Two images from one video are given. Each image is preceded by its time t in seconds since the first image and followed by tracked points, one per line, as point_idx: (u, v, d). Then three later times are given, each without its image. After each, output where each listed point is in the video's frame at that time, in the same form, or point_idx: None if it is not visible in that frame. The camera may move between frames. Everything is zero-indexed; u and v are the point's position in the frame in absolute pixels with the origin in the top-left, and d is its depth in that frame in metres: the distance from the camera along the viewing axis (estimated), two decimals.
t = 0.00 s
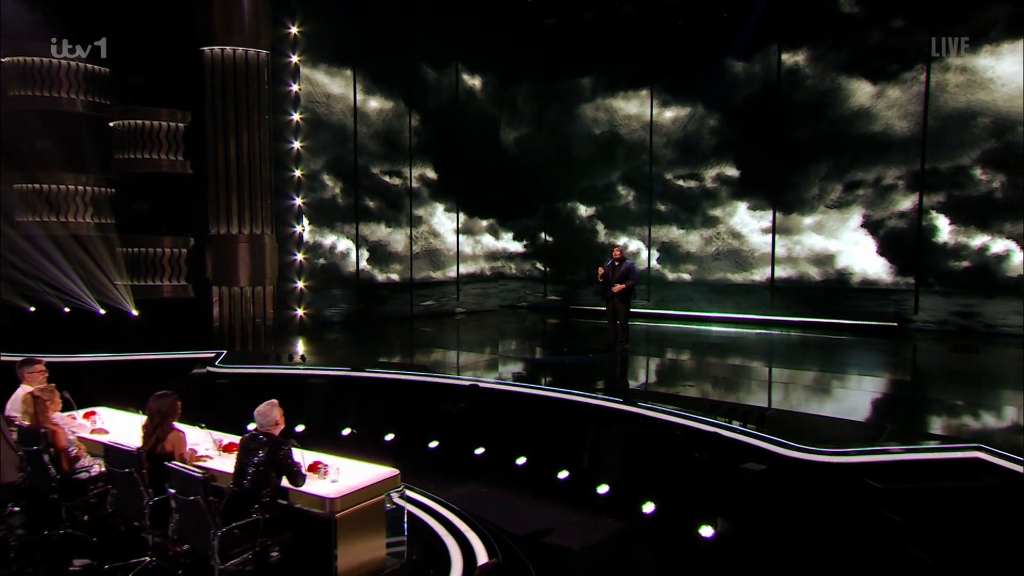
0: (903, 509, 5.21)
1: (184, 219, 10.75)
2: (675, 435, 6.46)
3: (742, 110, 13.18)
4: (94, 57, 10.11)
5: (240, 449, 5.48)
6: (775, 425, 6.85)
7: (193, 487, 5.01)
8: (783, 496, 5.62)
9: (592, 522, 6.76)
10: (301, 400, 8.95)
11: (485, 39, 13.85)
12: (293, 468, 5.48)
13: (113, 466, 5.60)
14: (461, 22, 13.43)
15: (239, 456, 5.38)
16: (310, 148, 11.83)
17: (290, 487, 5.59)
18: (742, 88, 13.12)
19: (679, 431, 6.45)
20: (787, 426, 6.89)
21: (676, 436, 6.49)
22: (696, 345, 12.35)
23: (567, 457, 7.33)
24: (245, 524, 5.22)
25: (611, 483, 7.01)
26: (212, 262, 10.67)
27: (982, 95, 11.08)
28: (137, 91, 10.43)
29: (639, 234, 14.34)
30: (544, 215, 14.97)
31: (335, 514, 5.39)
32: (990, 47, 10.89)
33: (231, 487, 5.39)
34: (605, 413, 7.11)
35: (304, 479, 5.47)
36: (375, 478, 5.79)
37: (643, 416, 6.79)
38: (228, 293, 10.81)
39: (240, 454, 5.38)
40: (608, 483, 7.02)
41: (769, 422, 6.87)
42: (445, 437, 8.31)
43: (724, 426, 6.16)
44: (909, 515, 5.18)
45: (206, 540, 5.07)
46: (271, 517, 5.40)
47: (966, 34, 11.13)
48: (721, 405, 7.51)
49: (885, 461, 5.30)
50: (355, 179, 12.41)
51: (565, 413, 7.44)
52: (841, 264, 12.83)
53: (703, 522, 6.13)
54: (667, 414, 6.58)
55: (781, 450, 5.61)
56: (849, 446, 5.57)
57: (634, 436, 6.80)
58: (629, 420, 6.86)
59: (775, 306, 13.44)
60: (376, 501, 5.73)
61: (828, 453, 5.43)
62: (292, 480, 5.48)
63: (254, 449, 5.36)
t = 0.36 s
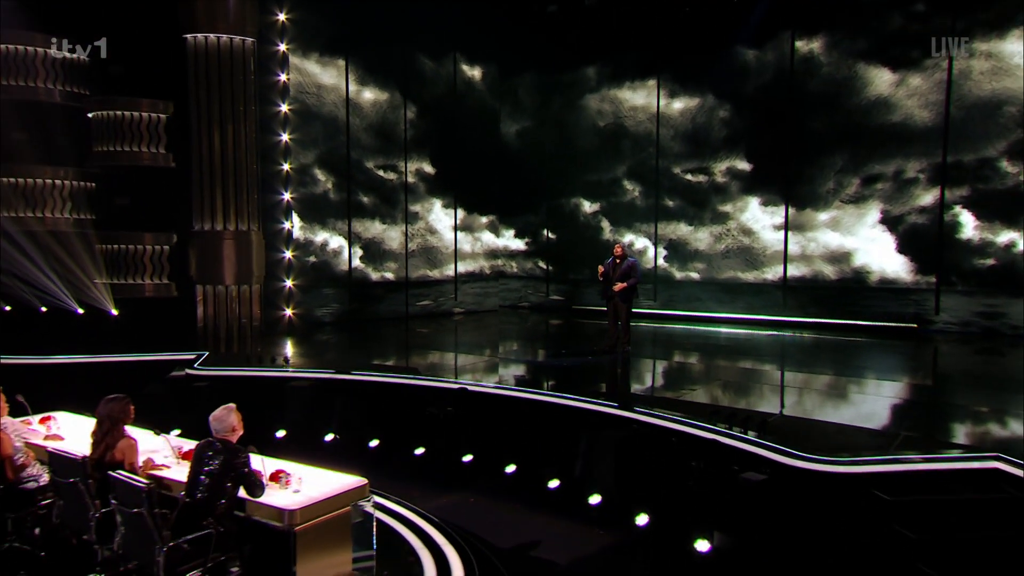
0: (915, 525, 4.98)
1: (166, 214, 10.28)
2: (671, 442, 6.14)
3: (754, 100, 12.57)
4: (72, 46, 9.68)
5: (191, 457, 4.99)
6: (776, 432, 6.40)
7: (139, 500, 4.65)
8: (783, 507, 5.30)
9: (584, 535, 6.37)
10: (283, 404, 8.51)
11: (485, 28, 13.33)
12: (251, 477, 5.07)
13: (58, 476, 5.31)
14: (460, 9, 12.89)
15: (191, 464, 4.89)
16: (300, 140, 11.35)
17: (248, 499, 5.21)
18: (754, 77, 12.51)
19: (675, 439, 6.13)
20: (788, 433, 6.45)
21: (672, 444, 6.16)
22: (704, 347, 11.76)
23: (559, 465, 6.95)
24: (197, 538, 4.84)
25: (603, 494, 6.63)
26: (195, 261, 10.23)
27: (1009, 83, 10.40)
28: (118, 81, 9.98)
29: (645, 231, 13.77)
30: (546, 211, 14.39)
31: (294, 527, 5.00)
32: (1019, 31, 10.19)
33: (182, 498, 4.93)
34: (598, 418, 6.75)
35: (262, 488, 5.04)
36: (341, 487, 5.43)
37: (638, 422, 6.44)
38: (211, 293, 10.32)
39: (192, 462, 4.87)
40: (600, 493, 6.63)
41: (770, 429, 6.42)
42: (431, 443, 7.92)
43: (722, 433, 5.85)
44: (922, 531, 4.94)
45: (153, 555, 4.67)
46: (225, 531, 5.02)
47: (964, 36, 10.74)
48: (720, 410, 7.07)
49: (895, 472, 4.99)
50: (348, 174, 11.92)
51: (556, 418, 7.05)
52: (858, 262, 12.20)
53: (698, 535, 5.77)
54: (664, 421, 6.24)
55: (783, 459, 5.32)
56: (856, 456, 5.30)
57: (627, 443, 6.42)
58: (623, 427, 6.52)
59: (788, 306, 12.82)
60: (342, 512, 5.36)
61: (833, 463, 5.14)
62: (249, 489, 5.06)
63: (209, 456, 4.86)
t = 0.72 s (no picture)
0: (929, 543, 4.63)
1: (148, 209, 9.83)
2: (666, 450, 5.89)
3: (769, 90, 11.95)
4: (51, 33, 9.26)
5: (141, 466, 4.67)
6: (779, 442, 5.96)
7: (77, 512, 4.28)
8: (787, 520, 5.04)
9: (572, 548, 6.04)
10: (263, 409, 8.08)
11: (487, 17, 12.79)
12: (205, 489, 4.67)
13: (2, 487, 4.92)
14: None
15: (140, 474, 4.53)
16: (290, 132, 10.82)
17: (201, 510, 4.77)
18: (769, 66, 11.89)
19: (671, 446, 5.89)
20: (792, 443, 6.01)
21: (668, 452, 5.91)
22: (715, 350, 11.15)
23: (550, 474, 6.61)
24: (141, 554, 4.46)
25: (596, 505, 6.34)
26: (179, 257, 9.71)
27: None
28: (98, 70, 9.53)
29: (653, 227, 13.16)
30: (550, 207, 13.80)
31: (249, 542, 4.59)
32: None
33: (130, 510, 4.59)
34: (593, 425, 6.53)
35: (218, 502, 4.68)
36: (305, 497, 5.02)
37: (635, 430, 6.24)
38: (195, 291, 9.82)
39: (141, 471, 4.54)
40: (593, 504, 6.34)
41: (772, 440, 5.99)
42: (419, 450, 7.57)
43: (720, 441, 5.63)
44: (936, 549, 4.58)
45: (93, 568, 4.47)
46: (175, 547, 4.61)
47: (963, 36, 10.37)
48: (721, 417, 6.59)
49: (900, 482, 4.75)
50: (342, 168, 11.40)
51: (550, 425, 6.80)
52: (880, 260, 11.51)
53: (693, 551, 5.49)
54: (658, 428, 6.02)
55: (784, 468, 5.10)
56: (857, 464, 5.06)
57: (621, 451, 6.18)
58: (620, 434, 6.30)
59: (803, 307, 12.17)
60: (303, 525, 4.93)
61: (836, 471, 4.94)
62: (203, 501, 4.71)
63: (159, 466, 4.52)
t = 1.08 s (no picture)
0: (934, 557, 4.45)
1: (128, 205, 9.35)
2: (663, 460, 5.59)
3: (784, 78, 11.34)
4: (27, 21, 8.81)
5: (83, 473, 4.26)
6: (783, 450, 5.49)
7: (1, 528, 3.68)
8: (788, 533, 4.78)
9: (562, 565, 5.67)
10: (241, 415, 7.65)
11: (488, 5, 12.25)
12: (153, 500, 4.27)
13: None
14: None
15: (81, 483, 4.14)
16: (279, 124, 10.32)
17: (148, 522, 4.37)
18: (784, 53, 11.28)
19: (667, 456, 5.59)
20: (801, 452, 5.50)
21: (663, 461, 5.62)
22: (725, 354, 10.56)
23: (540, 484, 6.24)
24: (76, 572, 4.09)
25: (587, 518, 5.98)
26: (161, 255, 9.21)
27: None
28: (75, 59, 9.07)
29: (661, 224, 12.59)
30: (553, 203, 13.23)
31: (197, 559, 4.19)
32: None
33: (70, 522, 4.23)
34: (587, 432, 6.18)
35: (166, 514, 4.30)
36: (262, 509, 4.65)
37: (630, 436, 5.88)
38: (178, 291, 9.34)
39: (82, 481, 4.15)
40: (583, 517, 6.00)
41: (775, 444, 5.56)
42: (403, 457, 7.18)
43: (719, 450, 5.33)
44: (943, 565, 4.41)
45: None
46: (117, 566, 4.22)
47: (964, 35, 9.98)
48: (722, 425, 6.12)
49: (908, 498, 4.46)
50: (334, 163, 10.90)
51: (540, 432, 6.44)
52: (901, 259, 10.84)
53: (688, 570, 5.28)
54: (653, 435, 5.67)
55: (788, 480, 4.80)
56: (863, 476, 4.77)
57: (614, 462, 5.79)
58: (614, 442, 5.95)
59: (820, 308, 11.56)
60: (260, 541, 4.55)
61: (843, 484, 4.63)
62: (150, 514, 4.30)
63: (101, 475, 4.13)
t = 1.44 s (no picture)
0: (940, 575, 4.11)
1: (108, 201, 8.89)
2: (656, 469, 5.29)
3: (798, 69, 10.83)
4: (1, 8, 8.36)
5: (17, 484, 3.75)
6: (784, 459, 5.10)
7: None
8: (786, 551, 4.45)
9: None
10: (218, 421, 7.30)
11: None
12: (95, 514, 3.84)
13: None
14: None
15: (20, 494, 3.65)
16: (267, 117, 9.88)
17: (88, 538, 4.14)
18: (797, 43, 10.78)
19: (659, 465, 5.30)
20: (804, 461, 5.12)
21: (655, 471, 5.31)
22: (734, 358, 10.05)
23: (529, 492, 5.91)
24: None
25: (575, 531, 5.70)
26: (143, 254, 8.79)
27: None
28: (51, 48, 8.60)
29: (667, 222, 12.09)
30: (556, 200, 12.72)
31: None
32: None
33: None
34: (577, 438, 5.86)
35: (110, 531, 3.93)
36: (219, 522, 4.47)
37: (623, 444, 5.57)
38: (160, 290, 8.92)
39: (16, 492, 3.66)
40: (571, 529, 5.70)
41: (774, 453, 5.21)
42: (386, 465, 6.84)
43: (717, 458, 5.03)
44: None
45: None
46: None
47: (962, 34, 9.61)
48: (719, 434, 5.75)
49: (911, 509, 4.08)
50: (326, 158, 10.46)
51: (529, 439, 6.15)
52: (920, 258, 10.32)
53: None
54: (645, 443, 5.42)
55: (786, 492, 4.49)
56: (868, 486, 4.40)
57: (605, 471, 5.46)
58: (606, 450, 5.65)
59: (834, 309, 11.03)
60: (212, 555, 4.40)
61: (844, 495, 4.29)
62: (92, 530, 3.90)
63: (38, 488, 3.67)
